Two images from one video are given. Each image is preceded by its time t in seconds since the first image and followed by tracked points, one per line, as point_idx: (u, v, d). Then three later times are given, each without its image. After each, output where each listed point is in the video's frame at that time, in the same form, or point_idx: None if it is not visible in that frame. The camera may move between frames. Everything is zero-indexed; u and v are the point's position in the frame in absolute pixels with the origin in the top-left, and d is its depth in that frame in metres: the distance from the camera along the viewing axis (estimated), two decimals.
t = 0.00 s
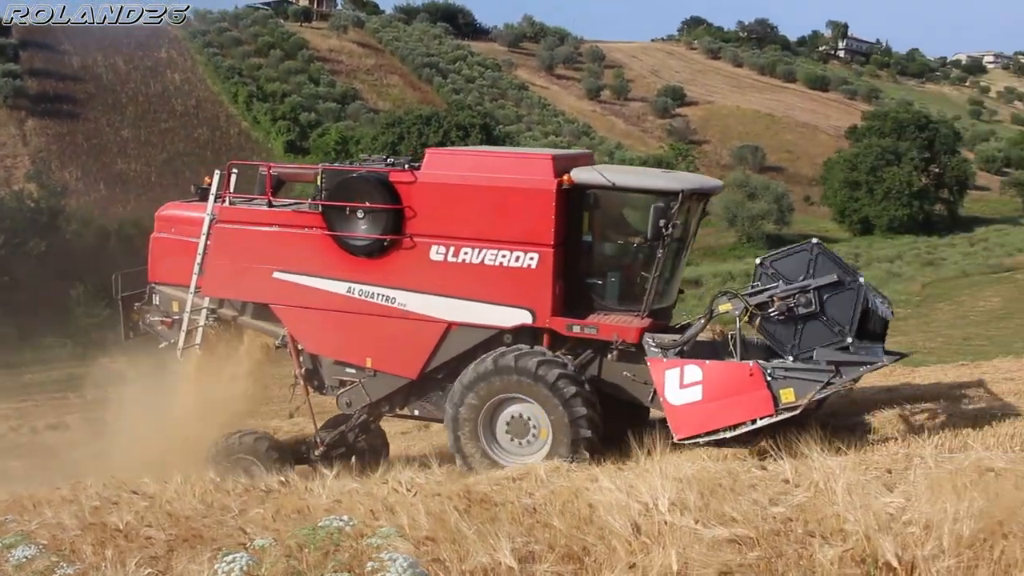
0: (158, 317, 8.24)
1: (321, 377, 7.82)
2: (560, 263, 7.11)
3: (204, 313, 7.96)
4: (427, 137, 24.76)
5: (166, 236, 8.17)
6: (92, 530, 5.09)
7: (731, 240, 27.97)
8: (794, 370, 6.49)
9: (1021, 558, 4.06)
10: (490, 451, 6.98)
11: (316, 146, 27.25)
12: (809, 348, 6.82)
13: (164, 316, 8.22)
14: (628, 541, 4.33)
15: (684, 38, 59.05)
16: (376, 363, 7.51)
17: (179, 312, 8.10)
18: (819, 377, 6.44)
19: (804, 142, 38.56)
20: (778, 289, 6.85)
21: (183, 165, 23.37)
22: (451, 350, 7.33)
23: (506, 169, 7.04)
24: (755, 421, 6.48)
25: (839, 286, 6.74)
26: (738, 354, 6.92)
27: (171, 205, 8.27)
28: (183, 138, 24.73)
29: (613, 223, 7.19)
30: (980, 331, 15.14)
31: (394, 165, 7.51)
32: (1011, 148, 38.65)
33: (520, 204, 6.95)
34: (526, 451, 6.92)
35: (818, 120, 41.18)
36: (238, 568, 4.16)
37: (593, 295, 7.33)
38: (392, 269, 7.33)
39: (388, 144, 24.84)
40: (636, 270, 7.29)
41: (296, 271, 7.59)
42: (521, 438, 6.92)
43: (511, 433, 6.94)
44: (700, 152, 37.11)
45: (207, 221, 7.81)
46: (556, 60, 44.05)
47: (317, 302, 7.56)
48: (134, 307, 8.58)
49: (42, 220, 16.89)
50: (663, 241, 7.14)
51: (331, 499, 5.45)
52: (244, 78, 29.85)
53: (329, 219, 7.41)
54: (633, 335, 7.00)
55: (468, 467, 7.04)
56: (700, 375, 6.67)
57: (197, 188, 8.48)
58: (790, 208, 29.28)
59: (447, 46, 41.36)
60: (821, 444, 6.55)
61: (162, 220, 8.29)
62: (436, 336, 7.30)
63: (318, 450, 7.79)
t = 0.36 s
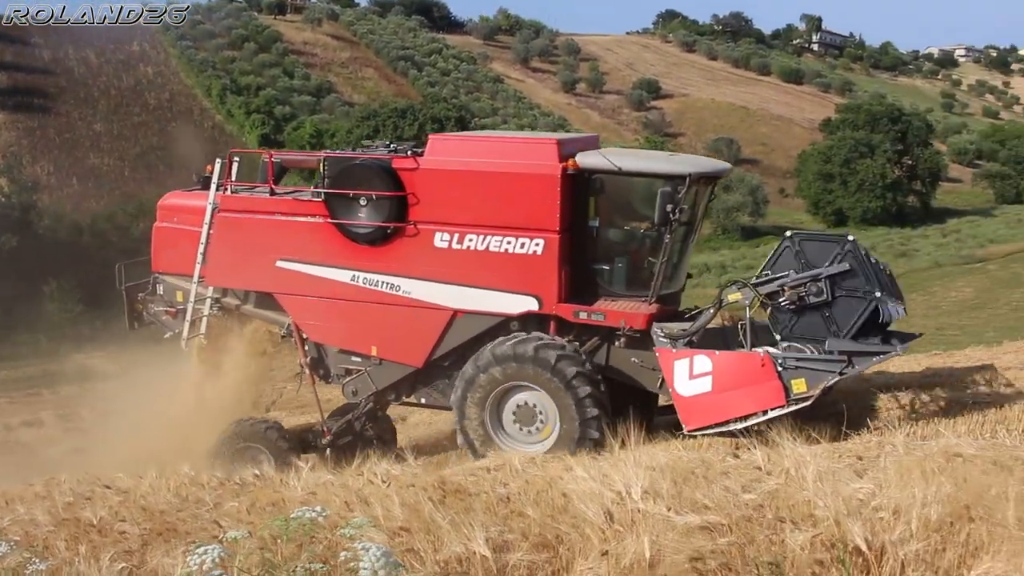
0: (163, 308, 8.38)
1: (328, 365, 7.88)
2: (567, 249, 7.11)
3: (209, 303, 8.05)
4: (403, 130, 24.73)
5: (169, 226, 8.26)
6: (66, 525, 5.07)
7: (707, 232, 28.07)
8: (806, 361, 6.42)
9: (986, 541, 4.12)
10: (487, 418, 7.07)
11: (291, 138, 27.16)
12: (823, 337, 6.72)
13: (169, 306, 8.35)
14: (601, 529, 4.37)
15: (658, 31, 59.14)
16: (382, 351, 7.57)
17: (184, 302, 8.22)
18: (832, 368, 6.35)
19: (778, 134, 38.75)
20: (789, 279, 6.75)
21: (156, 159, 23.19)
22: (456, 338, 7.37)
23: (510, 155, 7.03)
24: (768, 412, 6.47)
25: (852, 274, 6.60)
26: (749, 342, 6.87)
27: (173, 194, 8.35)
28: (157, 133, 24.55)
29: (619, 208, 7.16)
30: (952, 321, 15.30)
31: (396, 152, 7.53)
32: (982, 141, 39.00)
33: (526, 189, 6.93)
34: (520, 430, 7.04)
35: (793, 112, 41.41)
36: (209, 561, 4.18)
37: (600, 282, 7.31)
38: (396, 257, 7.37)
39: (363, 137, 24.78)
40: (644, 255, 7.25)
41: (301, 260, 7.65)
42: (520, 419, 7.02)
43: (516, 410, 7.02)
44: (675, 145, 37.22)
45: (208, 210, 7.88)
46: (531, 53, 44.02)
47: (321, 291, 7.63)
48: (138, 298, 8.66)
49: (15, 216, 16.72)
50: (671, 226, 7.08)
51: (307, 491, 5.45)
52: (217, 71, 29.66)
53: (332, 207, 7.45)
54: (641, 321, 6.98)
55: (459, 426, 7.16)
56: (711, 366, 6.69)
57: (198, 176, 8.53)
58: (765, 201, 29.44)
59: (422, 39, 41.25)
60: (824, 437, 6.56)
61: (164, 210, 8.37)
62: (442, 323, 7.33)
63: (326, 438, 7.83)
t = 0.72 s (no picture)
0: (169, 309, 8.48)
1: (336, 364, 7.94)
2: (574, 240, 7.16)
3: (214, 304, 8.14)
4: (377, 131, 24.68)
5: (173, 227, 8.37)
6: (42, 535, 5.03)
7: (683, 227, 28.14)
8: (820, 352, 6.54)
9: (958, 527, 4.16)
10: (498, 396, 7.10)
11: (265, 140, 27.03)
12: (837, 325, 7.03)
13: (175, 308, 8.46)
14: (578, 525, 4.39)
15: (631, 27, 59.21)
16: (390, 348, 7.63)
17: (190, 304, 8.32)
18: (846, 357, 6.47)
19: (751, 129, 38.92)
20: (801, 269, 7.07)
21: (129, 163, 22.98)
22: (465, 333, 7.42)
23: (515, 147, 7.10)
24: (781, 405, 6.56)
25: (865, 262, 6.98)
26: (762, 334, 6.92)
27: (175, 195, 8.45)
28: (129, 138, 24.34)
29: (626, 198, 7.22)
30: (926, 311, 15.42)
31: (400, 148, 7.59)
32: (953, 132, 39.34)
33: (531, 182, 7.01)
34: (521, 418, 7.13)
35: (765, 106, 41.62)
36: (187, 566, 4.17)
37: (610, 272, 7.36)
38: (402, 252, 7.44)
39: (338, 138, 24.72)
40: (652, 246, 7.33)
41: (305, 258, 7.72)
42: (524, 413, 7.12)
43: (526, 402, 7.09)
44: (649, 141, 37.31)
45: (212, 210, 7.98)
46: (504, 52, 43.99)
47: (327, 289, 7.69)
48: (144, 300, 8.72)
49: None
50: (679, 215, 7.14)
51: (285, 495, 5.44)
52: (189, 75, 29.48)
53: (336, 203, 7.53)
54: (650, 312, 7.05)
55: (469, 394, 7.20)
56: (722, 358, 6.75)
57: (201, 175, 8.61)
58: (740, 195, 29.57)
59: (394, 39, 41.15)
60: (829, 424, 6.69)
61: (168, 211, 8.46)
62: (449, 319, 7.39)
63: (335, 437, 7.98)
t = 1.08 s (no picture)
0: (186, 305, 8.51)
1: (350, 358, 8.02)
2: (588, 234, 7.16)
3: (230, 298, 8.19)
4: (361, 132, 24.66)
5: (188, 223, 8.42)
6: (21, 536, 4.99)
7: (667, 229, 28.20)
8: (837, 343, 6.46)
9: (934, 527, 4.19)
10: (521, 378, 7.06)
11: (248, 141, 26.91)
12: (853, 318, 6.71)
13: (191, 304, 8.49)
14: (558, 525, 4.40)
15: (614, 30, 59.31)
16: (404, 343, 7.66)
17: (206, 299, 8.37)
18: (864, 349, 6.41)
19: (735, 132, 39.05)
20: (816, 259, 6.78)
21: (111, 163, 22.85)
22: (479, 326, 7.45)
23: (528, 141, 7.12)
24: (797, 397, 6.51)
25: (882, 249, 6.64)
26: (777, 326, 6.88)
27: (192, 190, 8.52)
28: (111, 138, 24.23)
29: (641, 191, 7.18)
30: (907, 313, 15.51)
31: (413, 141, 7.62)
32: (934, 136, 39.62)
33: (545, 175, 7.02)
34: (530, 401, 7.16)
35: (749, 109, 41.78)
36: (165, 566, 4.17)
37: (625, 266, 7.34)
38: (415, 247, 7.48)
39: (321, 140, 24.72)
40: (668, 239, 7.28)
41: (319, 253, 7.78)
42: (536, 401, 7.13)
43: (544, 392, 7.08)
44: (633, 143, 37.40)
45: (226, 204, 8.05)
46: (488, 54, 43.97)
47: (341, 283, 7.74)
48: (161, 296, 8.82)
49: None
50: (695, 206, 7.08)
51: (266, 496, 5.43)
52: (172, 75, 29.37)
53: (349, 197, 7.58)
54: (666, 305, 7.02)
55: (501, 362, 7.14)
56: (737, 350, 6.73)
57: (219, 172, 8.68)
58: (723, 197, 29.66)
59: (378, 40, 41.11)
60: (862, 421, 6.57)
61: (185, 207, 8.53)
62: (463, 312, 7.43)
63: (351, 435, 7.91)
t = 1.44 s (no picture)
0: (189, 299, 8.66)
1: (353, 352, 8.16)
2: (593, 226, 7.28)
3: (236, 291, 8.33)
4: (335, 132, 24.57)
5: (193, 215, 8.56)
6: None
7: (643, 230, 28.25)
8: (843, 331, 6.63)
9: (896, 526, 4.23)
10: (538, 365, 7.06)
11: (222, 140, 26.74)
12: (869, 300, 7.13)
13: (195, 297, 8.64)
14: (526, 525, 4.42)
15: (590, 31, 59.43)
16: (407, 336, 7.79)
17: (211, 292, 8.49)
18: (870, 336, 6.58)
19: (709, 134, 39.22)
20: (822, 245, 7.21)
21: (82, 160, 22.63)
22: (482, 319, 7.56)
23: (533, 133, 7.24)
24: (801, 385, 6.69)
25: (891, 248, 7.07)
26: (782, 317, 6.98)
27: (196, 183, 8.63)
28: (83, 135, 24.00)
29: (647, 183, 7.31)
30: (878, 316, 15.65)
31: (418, 133, 7.73)
32: (906, 139, 39.96)
33: (549, 167, 7.14)
34: (535, 389, 7.21)
35: (724, 111, 41.99)
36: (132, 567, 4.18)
37: (630, 260, 7.44)
38: (420, 239, 7.60)
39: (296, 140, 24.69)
40: (673, 232, 7.42)
41: (325, 245, 7.91)
42: (541, 393, 7.19)
43: (553, 387, 7.11)
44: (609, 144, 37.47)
45: (231, 196, 8.18)
46: (464, 54, 43.93)
47: (346, 275, 7.88)
48: (165, 290, 8.89)
49: None
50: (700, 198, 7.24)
51: (236, 498, 5.41)
52: (145, 73, 29.15)
53: (354, 189, 7.68)
54: (671, 298, 7.14)
55: (528, 344, 7.08)
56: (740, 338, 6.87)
57: (225, 166, 8.83)
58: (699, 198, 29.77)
59: (353, 40, 40.98)
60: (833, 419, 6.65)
61: (190, 199, 8.64)
62: (467, 304, 7.54)
63: (353, 429, 8.10)
